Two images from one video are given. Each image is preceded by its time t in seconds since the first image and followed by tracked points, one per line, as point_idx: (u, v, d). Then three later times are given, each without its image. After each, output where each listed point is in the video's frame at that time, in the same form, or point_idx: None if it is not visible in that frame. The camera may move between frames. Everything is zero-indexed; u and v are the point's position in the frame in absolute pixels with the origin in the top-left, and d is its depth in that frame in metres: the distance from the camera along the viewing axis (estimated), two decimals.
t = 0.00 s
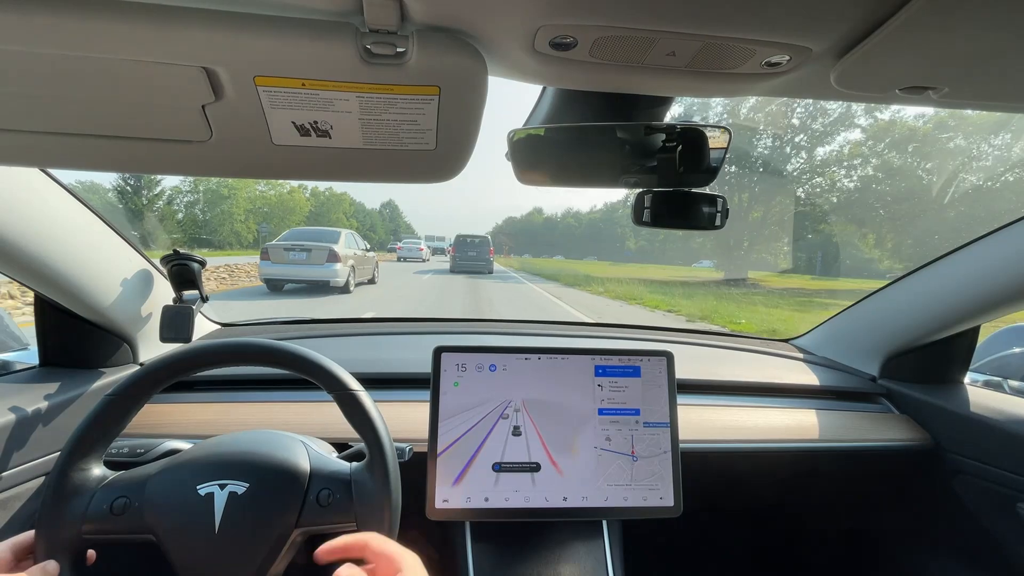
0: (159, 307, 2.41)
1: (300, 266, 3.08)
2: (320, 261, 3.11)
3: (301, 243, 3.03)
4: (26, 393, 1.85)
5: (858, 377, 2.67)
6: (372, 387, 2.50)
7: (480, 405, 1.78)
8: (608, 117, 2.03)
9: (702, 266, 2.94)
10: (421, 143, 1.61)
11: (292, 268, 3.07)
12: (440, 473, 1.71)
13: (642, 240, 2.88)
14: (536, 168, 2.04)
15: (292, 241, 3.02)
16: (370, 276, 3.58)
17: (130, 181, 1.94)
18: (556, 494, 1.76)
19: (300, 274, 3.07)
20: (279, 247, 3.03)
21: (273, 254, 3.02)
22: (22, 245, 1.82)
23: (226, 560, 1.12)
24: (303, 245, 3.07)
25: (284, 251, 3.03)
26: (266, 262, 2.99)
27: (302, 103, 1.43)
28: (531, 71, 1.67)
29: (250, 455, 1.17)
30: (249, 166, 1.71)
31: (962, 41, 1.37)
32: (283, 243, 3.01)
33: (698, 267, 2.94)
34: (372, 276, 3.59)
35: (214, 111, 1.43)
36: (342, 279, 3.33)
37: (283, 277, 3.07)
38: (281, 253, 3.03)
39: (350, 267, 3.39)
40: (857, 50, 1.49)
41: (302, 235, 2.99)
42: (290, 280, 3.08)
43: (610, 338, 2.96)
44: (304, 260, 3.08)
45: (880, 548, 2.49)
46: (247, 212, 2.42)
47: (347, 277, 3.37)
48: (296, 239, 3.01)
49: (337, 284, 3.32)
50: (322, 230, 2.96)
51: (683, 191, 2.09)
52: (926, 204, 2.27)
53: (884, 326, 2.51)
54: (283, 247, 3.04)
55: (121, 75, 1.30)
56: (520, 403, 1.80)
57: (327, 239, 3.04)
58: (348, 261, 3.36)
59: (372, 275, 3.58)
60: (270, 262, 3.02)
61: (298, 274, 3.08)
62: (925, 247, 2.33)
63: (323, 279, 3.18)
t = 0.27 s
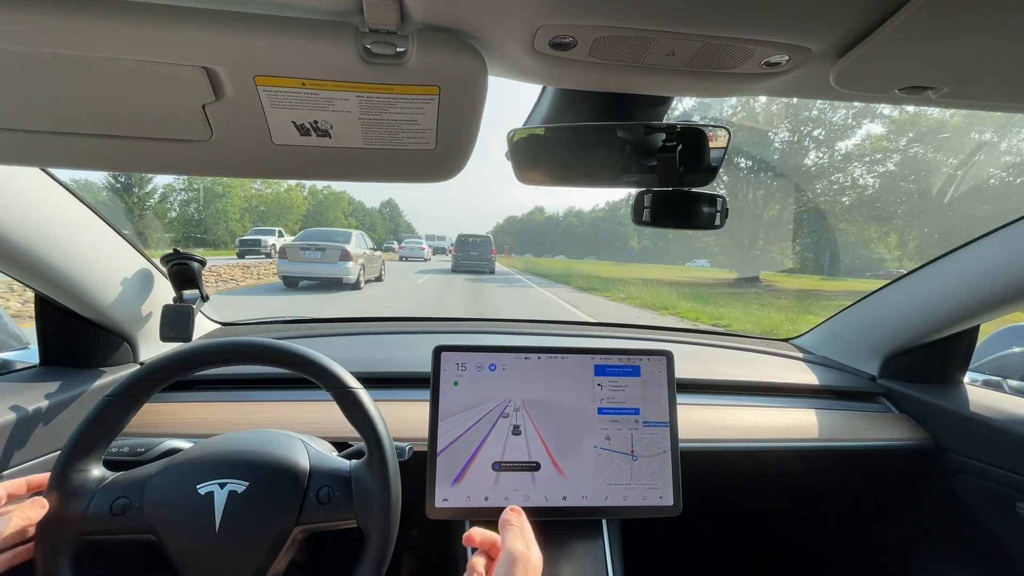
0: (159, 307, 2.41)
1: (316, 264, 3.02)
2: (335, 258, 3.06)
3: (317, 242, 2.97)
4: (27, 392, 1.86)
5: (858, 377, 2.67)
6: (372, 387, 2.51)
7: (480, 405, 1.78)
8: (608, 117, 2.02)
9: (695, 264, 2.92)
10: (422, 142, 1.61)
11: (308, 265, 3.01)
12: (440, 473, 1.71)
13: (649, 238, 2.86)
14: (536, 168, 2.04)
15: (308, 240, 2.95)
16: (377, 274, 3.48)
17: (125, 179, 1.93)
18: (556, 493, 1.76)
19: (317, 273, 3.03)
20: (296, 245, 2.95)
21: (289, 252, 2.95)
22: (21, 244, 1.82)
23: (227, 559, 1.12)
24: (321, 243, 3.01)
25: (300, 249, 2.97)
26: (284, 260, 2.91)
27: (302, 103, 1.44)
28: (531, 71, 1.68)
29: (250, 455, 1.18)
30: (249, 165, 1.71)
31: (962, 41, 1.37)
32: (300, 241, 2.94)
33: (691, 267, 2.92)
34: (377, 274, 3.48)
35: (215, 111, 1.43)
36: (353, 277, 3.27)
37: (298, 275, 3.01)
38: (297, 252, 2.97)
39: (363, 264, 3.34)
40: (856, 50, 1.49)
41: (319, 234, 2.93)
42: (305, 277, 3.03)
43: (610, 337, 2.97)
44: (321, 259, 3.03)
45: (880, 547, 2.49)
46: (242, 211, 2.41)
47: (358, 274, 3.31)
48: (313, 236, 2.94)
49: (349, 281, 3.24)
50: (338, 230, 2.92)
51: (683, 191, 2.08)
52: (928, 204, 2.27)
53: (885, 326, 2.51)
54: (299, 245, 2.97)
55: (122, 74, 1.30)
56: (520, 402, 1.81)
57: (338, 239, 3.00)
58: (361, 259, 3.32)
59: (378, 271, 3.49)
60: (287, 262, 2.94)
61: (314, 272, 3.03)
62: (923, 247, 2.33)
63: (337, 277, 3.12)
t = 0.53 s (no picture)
0: (158, 306, 2.41)
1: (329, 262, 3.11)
2: (347, 257, 3.16)
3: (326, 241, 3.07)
4: (26, 390, 1.86)
5: (858, 376, 2.67)
6: (372, 386, 2.51)
7: (480, 404, 1.78)
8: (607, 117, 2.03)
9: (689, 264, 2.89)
10: (422, 142, 1.61)
11: (321, 263, 3.12)
12: (440, 472, 1.71)
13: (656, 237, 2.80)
14: (537, 168, 2.04)
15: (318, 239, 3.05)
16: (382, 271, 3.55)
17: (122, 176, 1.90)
18: (555, 492, 1.76)
19: (331, 270, 3.11)
20: (308, 245, 3.04)
21: (304, 250, 3.05)
22: (24, 243, 1.83)
23: (227, 557, 1.13)
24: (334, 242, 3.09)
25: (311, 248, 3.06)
26: (299, 258, 3.03)
27: (302, 102, 1.43)
28: (532, 71, 1.68)
29: (249, 454, 1.18)
30: (250, 165, 1.71)
31: (963, 41, 1.36)
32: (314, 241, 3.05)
33: (684, 266, 2.90)
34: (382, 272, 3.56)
35: (215, 110, 1.43)
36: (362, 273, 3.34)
37: (313, 272, 3.11)
38: (312, 250, 3.07)
39: (373, 263, 3.45)
40: (856, 50, 1.49)
41: (332, 234, 3.02)
42: (319, 274, 3.13)
43: (610, 337, 2.98)
44: (334, 258, 3.11)
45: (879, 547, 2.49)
46: (238, 209, 2.34)
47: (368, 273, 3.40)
48: (325, 236, 3.04)
49: (360, 278, 3.35)
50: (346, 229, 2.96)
51: (683, 191, 2.09)
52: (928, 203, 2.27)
53: (885, 325, 2.51)
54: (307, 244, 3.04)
55: (123, 74, 1.30)
56: (519, 402, 1.81)
57: (349, 239, 3.09)
58: (372, 257, 3.45)
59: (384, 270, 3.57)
60: (303, 259, 3.07)
61: (328, 269, 3.12)
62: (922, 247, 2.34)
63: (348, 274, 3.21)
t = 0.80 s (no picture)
0: (158, 305, 2.41)
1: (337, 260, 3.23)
2: (358, 255, 3.26)
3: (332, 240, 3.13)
4: (26, 390, 1.86)
5: (857, 376, 2.67)
6: (372, 385, 2.51)
7: (480, 404, 1.78)
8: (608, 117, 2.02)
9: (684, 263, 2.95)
10: (422, 142, 1.61)
11: (335, 262, 3.23)
12: (440, 472, 1.71)
13: (659, 237, 2.85)
14: (537, 169, 2.04)
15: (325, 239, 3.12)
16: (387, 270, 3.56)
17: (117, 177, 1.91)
18: (555, 492, 1.76)
19: (342, 268, 3.24)
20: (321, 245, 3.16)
21: (317, 250, 3.18)
22: (24, 242, 1.83)
23: (227, 558, 1.13)
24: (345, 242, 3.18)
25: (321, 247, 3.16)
26: (313, 257, 3.16)
27: (302, 102, 1.43)
28: (532, 71, 1.68)
29: (249, 454, 1.18)
30: (251, 164, 1.71)
31: (963, 41, 1.36)
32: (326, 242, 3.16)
33: (680, 266, 2.94)
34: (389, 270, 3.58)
35: (214, 110, 1.43)
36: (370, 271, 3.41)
37: (325, 270, 3.23)
38: (325, 249, 3.17)
39: (381, 262, 3.48)
40: (856, 50, 1.49)
41: (341, 234, 3.12)
42: (331, 271, 3.26)
43: (610, 336, 2.98)
44: (345, 256, 3.21)
45: (879, 547, 2.50)
46: (233, 208, 2.35)
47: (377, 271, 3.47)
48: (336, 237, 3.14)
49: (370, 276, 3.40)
50: (349, 228, 3.00)
51: (683, 191, 2.09)
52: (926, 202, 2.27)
53: (884, 325, 2.51)
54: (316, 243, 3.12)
55: (123, 73, 1.30)
56: (519, 402, 1.81)
57: (356, 239, 3.16)
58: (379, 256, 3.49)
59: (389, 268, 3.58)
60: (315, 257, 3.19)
61: (341, 267, 3.25)
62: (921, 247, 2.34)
63: (358, 272, 3.31)
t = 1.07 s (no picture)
0: (158, 305, 2.42)
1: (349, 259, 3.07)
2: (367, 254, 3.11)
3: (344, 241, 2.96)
4: (26, 389, 1.86)
5: (856, 375, 2.67)
6: (371, 385, 2.51)
7: (479, 403, 1.78)
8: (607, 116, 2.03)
9: (680, 263, 2.92)
10: (421, 142, 1.61)
11: (345, 260, 3.08)
12: (440, 471, 1.71)
13: (660, 237, 2.85)
14: (538, 168, 2.04)
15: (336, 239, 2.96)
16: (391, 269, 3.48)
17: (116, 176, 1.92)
18: (555, 491, 1.77)
19: (352, 266, 3.13)
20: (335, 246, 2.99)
21: (328, 250, 2.99)
22: (24, 242, 1.83)
23: (227, 557, 1.13)
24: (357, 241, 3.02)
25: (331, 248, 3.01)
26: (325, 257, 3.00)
27: (302, 102, 1.43)
28: (532, 70, 1.68)
29: (249, 453, 1.18)
30: (251, 164, 1.71)
31: (962, 41, 1.37)
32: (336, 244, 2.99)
33: (674, 266, 2.92)
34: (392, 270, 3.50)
35: (214, 109, 1.43)
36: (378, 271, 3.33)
37: (336, 267, 3.11)
38: (336, 248, 2.99)
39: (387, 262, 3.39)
40: (854, 49, 1.49)
41: (351, 234, 2.94)
42: (341, 270, 3.14)
43: (610, 336, 2.98)
44: (355, 256, 3.06)
45: (878, 545, 2.50)
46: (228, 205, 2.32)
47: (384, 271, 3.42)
48: (345, 236, 2.96)
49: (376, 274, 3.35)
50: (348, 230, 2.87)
51: (683, 191, 2.09)
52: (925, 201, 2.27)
53: (884, 324, 2.51)
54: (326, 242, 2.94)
55: (123, 73, 1.30)
56: (519, 401, 1.81)
57: (366, 239, 2.99)
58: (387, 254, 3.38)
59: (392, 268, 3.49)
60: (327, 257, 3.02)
61: (350, 264, 3.12)
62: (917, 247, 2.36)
63: (366, 270, 3.23)
